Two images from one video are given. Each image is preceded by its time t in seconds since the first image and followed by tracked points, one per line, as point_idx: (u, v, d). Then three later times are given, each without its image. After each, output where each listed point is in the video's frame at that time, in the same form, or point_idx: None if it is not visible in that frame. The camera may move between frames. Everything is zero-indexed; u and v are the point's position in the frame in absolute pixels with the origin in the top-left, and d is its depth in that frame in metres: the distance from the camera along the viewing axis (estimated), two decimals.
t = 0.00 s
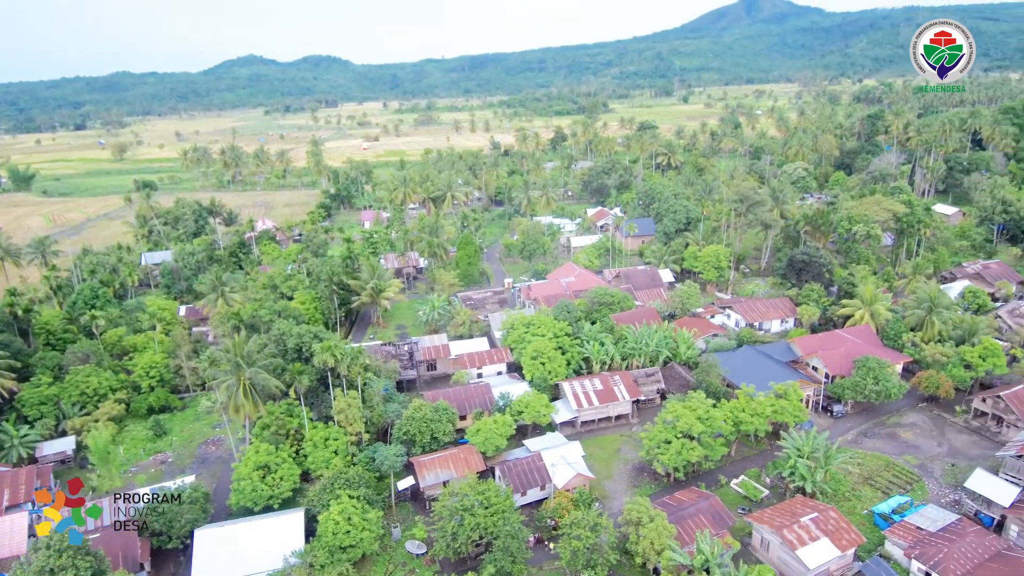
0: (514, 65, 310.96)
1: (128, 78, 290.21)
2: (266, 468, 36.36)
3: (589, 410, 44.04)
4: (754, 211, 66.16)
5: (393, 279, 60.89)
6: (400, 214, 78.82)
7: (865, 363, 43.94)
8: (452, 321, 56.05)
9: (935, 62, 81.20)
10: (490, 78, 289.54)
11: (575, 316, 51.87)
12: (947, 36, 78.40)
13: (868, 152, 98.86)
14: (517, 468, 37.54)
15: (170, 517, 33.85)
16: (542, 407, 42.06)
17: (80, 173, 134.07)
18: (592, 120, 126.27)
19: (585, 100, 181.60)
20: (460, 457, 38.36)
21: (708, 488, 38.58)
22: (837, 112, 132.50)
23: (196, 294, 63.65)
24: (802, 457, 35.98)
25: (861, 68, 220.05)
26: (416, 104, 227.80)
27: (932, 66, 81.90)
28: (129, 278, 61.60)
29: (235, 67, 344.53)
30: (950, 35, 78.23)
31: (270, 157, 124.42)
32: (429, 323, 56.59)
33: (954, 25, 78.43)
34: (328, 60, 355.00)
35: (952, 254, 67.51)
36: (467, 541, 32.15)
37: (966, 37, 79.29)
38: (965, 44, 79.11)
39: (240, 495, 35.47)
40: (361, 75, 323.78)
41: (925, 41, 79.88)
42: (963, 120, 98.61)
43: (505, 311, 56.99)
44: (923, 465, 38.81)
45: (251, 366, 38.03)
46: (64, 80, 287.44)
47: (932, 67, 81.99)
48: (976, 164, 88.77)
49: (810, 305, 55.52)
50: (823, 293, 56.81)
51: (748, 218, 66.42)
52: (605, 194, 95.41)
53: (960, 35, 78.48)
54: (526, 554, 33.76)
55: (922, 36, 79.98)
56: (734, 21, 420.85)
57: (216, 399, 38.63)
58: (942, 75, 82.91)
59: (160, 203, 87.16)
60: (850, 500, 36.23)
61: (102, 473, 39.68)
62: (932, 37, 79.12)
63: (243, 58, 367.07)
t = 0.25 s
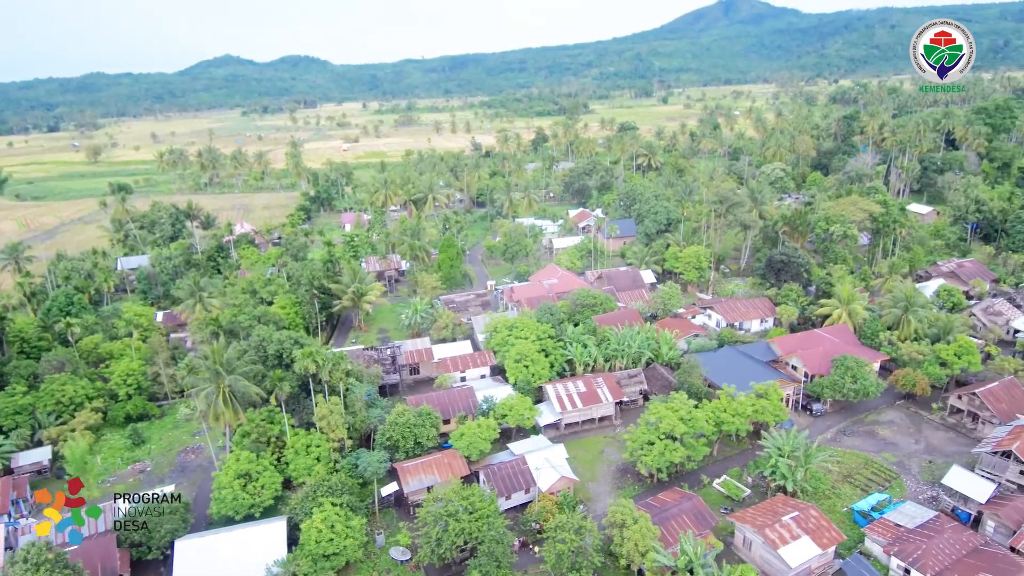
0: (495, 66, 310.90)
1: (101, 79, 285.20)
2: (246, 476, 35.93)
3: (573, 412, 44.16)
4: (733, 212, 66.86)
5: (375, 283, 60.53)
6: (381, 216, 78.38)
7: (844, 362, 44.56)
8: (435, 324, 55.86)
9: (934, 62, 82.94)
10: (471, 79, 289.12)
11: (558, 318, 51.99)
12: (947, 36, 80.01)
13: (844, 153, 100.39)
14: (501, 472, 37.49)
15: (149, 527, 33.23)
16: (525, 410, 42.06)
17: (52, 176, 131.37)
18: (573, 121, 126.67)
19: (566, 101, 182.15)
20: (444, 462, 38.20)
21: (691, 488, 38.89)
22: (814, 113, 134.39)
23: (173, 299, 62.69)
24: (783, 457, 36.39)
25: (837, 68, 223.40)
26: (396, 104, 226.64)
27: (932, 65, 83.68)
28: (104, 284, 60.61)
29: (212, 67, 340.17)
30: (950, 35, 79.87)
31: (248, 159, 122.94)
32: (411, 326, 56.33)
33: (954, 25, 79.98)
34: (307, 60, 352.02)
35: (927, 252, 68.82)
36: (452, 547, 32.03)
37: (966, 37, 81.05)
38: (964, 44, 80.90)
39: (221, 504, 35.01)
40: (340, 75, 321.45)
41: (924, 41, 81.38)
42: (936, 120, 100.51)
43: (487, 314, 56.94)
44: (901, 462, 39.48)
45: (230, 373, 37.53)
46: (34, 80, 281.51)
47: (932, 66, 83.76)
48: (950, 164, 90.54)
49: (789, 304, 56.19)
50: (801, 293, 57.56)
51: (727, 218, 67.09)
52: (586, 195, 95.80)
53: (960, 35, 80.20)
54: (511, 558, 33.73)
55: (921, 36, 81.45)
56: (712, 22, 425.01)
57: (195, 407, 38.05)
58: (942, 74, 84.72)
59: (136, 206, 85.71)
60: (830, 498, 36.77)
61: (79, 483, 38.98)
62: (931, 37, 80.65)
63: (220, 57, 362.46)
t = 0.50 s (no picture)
0: (473, 66, 310.55)
1: (70, 80, 279.25)
2: (225, 486, 35.45)
3: (554, 415, 44.27)
4: (710, 213, 67.52)
5: (354, 287, 60.06)
6: (359, 219, 77.81)
7: (820, 361, 45.23)
8: (415, 328, 55.61)
9: (934, 61, 84.44)
10: (449, 79, 288.51)
11: (539, 321, 52.06)
12: (947, 35, 81.52)
13: (818, 153, 102.01)
14: (484, 476, 37.43)
15: (125, 539, 32.58)
16: (507, 414, 42.03)
17: (20, 180, 128.31)
18: (552, 123, 127.01)
19: (544, 102, 182.61)
20: (426, 468, 38.03)
21: (672, 489, 39.21)
22: (789, 113, 136.46)
23: (148, 306, 61.59)
24: (762, 456, 36.84)
25: (810, 69, 227.03)
26: (374, 105, 225.23)
27: (932, 65, 85.15)
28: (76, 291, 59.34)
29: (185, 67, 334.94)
30: (950, 35, 81.39)
31: (223, 161, 121.26)
32: (391, 331, 56.02)
33: (953, 25, 81.52)
34: (282, 60, 348.36)
35: (900, 251, 70.24)
36: (435, 553, 31.90)
37: (966, 38, 82.55)
38: (964, 44, 82.41)
39: (199, 514, 34.49)
40: (317, 75, 318.66)
41: (924, 40, 82.87)
42: (908, 121, 102.61)
43: (468, 317, 56.81)
44: (877, 459, 40.23)
45: (207, 382, 36.95)
46: None
47: (932, 66, 85.27)
48: (921, 164, 92.44)
49: (766, 304, 56.95)
50: (778, 293, 58.35)
51: (705, 219, 67.75)
52: (566, 197, 96.15)
53: (961, 35, 81.70)
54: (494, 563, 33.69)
55: (921, 36, 82.93)
56: (688, 23, 429.33)
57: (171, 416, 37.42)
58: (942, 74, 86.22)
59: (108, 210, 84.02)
60: (808, 496, 37.35)
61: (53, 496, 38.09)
62: (932, 37, 82.17)
63: (193, 57, 357.01)
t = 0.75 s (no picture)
0: (455, 66, 309.97)
1: (44, 80, 274.11)
2: (207, 494, 35.04)
3: (539, 417, 44.34)
4: (692, 214, 68.05)
5: (336, 290, 59.65)
6: (341, 221, 77.25)
7: (801, 360, 45.76)
8: (399, 331, 55.38)
9: (934, 61, 85.66)
10: (431, 79, 287.79)
11: (523, 323, 52.10)
12: (947, 35, 82.71)
13: (797, 154, 103.31)
14: (469, 480, 37.39)
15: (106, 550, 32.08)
16: (492, 417, 42.00)
17: None
18: (534, 124, 127.23)
19: (526, 102, 182.87)
20: (410, 473, 37.87)
21: (657, 490, 39.47)
22: (769, 114, 138.04)
23: (126, 311, 60.71)
24: (744, 455, 37.19)
25: (789, 70, 229.88)
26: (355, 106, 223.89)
27: (932, 65, 86.32)
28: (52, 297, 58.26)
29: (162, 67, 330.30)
30: (950, 35, 82.59)
31: (202, 163, 119.80)
32: (375, 334, 55.72)
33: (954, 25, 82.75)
34: (262, 61, 345.12)
35: (878, 250, 71.35)
36: (421, 559, 31.78)
37: (966, 38, 83.96)
38: (964, 44, 83.67)
39: (181, 523, 34.06)
40: (297, 75, 316.09)
41: (924, 41, 84.05)
42: (885, 121, 104.27)
43: (452, 320, 56.71)
44: (857, 456, 40.83)
45: (187, 389, 36.46)
46: None
47: (932, 66, 86.48)
48: (898, 164, 93.94)
49: (747, 304, 57.51)
50: (759, 293, 58.97)
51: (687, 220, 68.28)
52: (549, 198, 96.36)
53: (960, 35, 82.96)
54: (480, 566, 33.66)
55: (921, 35, 84.12)
56: (668, 23, 432.41)
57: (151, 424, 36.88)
58: (942, 74, 87.44)
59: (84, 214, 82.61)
60: (790, 495, 37.80)
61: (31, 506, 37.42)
62: (931, 37, 83.36)
63: (170, 58, 352.26)
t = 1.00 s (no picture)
0: (435, 67, 309.09)
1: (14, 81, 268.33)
2: (187, 503, 34.61)
3: (523, 420, 44.41)
4: (672, 216, 68.55)
5: (317, 294, 59.17)
6: (321, 224, 76.61)
7: (780, 360, 46.31)
8: (381, 335, 55.11)
9: (935, 61, 86.98)
10: (412, 79, 286.75)
11: (506, 325, 52.12)
12: (947, 36, 84.07)
13: (775, 154, 104.63)
14: (453, 485, 37.33)
15: (84, 561, 31.53)
16: (475, 421, 41.94)
17: None
18: (515, 125, 127.38)
19: (507, 103, 182.99)
20: (394, 478, 37.70)
21: (640, 490, 39.74)
22: (747, 114, 139.55)
23: (103, 317, 59.71)
24: (726, 455, 37.57)
25: (767, 70, 232.79)
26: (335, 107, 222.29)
27: (933, 65, 87.67)
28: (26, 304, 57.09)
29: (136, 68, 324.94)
30: (949, 35, 83.96)
31: (179, 165, 118.12)
32: (356, 338, 55.39)
33: (953, 26, 84.12)
34: (239, 61, 341.19)
35: (855, 250, 72.51)
36: (405, 565, 31.66)
37: (966, 38, 85.21)
38: (964, 44, 84.99)
39: (161, 533, 33.61)
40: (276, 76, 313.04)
41: (924, 41, 85.40)
42: (861, 122, 105.99)
43: (435, 323, 56.57)
44: (836, 454, 41.47)
45: (166, 398, 35.91)
46: None
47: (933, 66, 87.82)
48: (873, 164, 95.54)
49: (728, 304, 58.10)
50: (738, 293, 59.61)
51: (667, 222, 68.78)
52: (531, 199, 96.53)
53: (960, 35, 84.32)
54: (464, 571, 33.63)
55: (921, 36, 85.50)
56: (647, 24, 435.28)
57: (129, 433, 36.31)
58: (942, 74, 88.74)
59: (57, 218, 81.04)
60: (771, 493, 38.27)
61: (7, 518, 36.69)
62: (931, 37, 84.70)
63: (145, 58, 346.91)
